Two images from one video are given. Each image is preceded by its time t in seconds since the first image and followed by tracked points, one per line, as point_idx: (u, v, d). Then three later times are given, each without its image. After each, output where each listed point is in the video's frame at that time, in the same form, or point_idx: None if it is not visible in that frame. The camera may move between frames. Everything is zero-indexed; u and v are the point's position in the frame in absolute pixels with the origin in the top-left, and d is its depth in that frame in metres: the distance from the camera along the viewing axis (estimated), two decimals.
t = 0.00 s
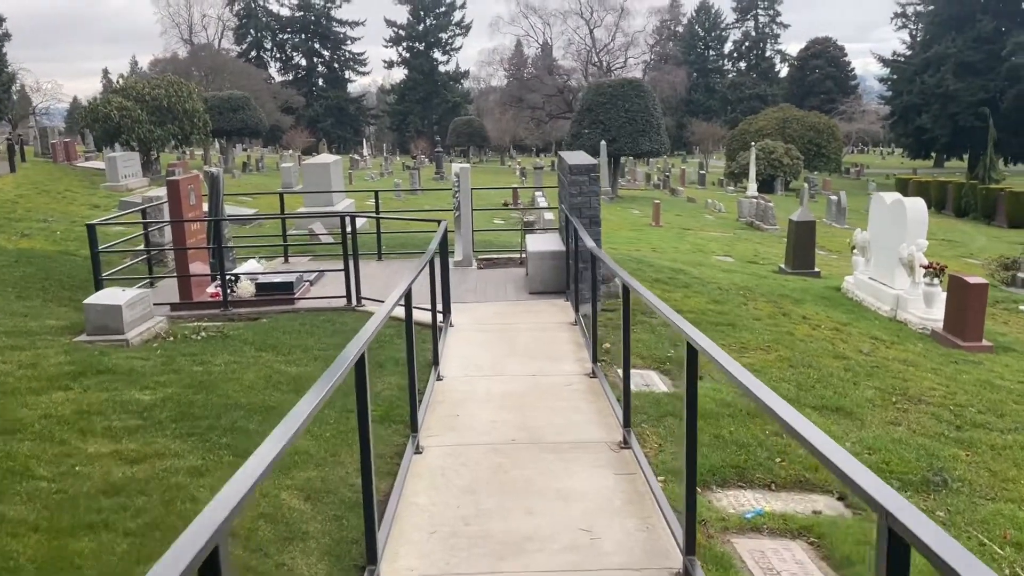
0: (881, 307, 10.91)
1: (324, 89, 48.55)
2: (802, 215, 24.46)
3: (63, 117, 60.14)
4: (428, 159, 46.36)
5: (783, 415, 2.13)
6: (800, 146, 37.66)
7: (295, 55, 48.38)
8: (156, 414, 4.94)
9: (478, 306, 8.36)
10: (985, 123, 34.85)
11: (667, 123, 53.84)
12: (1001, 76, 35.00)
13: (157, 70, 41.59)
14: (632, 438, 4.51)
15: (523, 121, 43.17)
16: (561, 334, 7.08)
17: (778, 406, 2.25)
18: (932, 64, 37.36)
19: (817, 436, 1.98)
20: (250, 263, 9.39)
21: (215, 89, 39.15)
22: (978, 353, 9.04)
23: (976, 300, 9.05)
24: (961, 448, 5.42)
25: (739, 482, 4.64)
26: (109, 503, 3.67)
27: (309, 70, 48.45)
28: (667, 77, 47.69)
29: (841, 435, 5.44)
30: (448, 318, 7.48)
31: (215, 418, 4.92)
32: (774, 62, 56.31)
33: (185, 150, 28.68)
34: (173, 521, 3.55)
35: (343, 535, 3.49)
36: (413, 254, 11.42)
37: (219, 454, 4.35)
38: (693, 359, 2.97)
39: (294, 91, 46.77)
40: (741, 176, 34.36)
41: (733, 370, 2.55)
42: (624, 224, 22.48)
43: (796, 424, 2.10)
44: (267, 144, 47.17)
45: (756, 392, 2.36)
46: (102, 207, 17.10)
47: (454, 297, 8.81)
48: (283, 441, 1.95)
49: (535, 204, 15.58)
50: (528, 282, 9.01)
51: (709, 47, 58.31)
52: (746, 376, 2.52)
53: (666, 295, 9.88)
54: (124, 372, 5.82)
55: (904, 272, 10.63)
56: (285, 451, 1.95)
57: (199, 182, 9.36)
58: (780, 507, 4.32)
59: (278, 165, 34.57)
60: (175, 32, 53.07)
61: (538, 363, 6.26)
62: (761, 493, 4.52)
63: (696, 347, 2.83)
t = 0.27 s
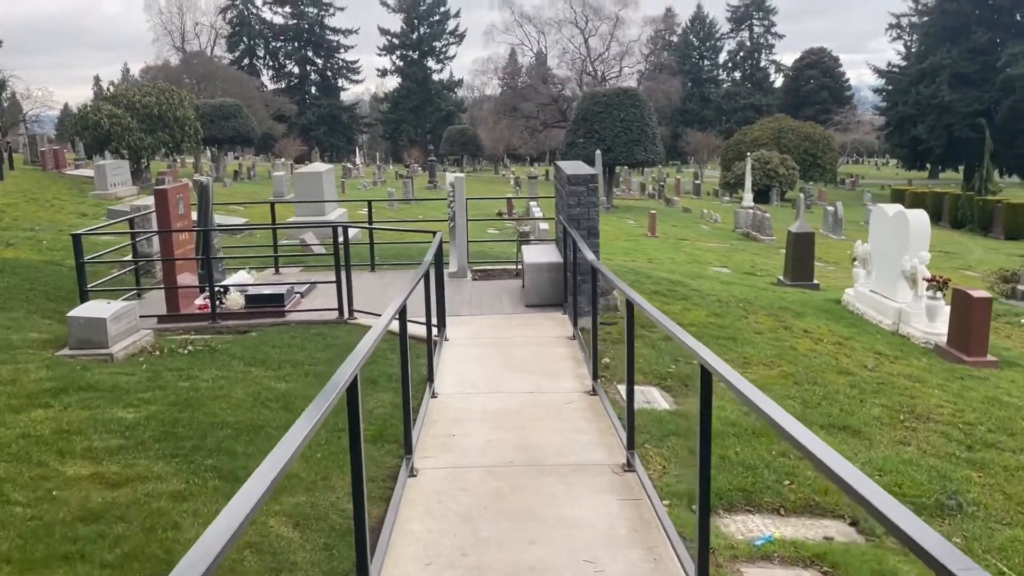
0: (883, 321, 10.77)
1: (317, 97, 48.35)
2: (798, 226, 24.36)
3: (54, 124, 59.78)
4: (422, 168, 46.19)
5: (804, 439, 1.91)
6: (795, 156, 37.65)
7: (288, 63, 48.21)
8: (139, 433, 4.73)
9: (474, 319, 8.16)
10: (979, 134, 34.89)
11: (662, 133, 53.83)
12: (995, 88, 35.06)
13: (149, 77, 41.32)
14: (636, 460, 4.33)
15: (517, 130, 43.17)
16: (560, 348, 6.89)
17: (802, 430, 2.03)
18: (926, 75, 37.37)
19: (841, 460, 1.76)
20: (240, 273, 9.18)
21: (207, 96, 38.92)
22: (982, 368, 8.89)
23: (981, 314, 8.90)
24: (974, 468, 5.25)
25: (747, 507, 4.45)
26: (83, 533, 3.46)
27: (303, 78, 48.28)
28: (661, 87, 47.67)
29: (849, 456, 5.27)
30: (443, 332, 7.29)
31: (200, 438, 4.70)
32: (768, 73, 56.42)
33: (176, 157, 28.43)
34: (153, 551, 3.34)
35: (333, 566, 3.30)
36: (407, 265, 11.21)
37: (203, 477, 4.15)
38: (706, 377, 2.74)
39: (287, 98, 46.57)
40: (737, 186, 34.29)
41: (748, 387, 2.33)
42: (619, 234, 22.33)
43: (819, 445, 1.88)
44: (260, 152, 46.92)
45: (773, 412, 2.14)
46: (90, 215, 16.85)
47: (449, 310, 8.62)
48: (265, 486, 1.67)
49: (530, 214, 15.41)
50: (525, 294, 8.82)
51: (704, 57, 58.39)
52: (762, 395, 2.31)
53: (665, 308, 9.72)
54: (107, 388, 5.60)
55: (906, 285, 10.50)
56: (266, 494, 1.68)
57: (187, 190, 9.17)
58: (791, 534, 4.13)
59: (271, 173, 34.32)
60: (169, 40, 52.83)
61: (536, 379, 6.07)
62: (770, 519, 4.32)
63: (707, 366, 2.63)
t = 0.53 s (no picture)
0: (877, 332, 10.69)
1: (311, 106, 48.25)
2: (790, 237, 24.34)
3: (46, 132, 59.49)
4: (415, 178, 46.09)
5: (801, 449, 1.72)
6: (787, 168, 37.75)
7: (282, 73, 48.14)
8: (117, 448, 4.56)
9: (466, 330, 8.01)
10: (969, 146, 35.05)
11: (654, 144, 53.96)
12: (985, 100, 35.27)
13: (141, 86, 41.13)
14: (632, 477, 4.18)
15: (510, 141, 43.33)
16: (552, 360, 6.74)
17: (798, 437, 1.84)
18: (917, 87, 37.53)
19: (844, 472, 1.57)
20: (228, 282, 9.01)
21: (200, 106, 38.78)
22: (979, 381, 8.79)
23: (977, 326, 8.82)
24: (976, 485, 5.12)
25: (746, 525, 4.30)
26: (51, 556, 3.28)
27: (296, 88, 48.20)
28: (654, 98, 47.79)
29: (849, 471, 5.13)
30: (434, 343, 7.13)
31: (179, 454, 4.53)
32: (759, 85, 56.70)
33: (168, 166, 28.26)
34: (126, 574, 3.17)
35: None
36: (398, 275, 11.07)
37: (181, 494, 3.97)
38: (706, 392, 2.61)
39: (280, 108, 46.47)
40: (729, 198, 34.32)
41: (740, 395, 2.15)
42: (612, 245, 22.26)
43: (815, 456, 1.69)
44: (253, 162, 46.76)
45: (765, 419, 1.95)
46: (79, 224, 16.66)
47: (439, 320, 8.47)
48: (221, 528, 1.41)
49: (523, 223, 15.29)
50: (517, 304, 8.68)
51: (696, 69, 58.63)
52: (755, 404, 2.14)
53: (659, 319, 9.60)
54: (85, 400, 5.42)
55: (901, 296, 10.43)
56: (228, 532, 1.44)
57: (175, 199, 9.00)
58: (791, 554, 3.98)
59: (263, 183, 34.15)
60: (162, 49, 52.73)
61: (528, 391, 5.92)
62: (770, 538, 4.18)
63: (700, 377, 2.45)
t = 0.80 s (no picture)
0: (873, 346, 10.56)
1: (303, 116, 47.97)
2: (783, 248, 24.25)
3: (35, 140, 59.05)
4: (406, 187, 45.86)
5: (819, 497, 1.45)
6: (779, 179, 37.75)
7: (274, 82, 47.93)
8: (85, 472, 4.33)
9: (455, 344, 7.81)
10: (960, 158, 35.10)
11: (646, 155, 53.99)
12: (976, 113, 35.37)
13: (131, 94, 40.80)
14: (625, 502, 3.99)
15: (502, 151, 43.55)
16: (543, 376, 6.55)
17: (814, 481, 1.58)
18: (908, 99, 37.57)
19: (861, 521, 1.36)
20: (211, 294, 8.78)
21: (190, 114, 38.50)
22: (978, 397, 8.64)
23: (975, 341, 8.68)
24: (980, 508, 4.96)
25: (744, 552, 4.11)
26: None
27: (288, 96, 47.98)
28: (646, 109, 47.78)
29: (849, 494, 4.96)
30: (421, 358, 6.93)
31: (151, 477, 4.30)
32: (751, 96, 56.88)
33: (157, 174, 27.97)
34: None
35: None
36: (387, 286, 10.86)
37: (149, 522, 3.76)
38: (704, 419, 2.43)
39: (272, 117, 46.22)
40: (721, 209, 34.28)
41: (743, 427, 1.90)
42: (604, 256, 22.12)
43: (834, 505, 1.43)
44: (244, 171, 46.48)
45: (776, 457, 1.70)
46: (64, 233, 16.38)
47: (428, 334, 8.27)
48: None
49: (514, 234, 15.11)
50: (508, 317, 8.49)
51: (688, 80, 58.74)
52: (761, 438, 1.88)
53: (652, 333, 9.43)
54: (56, 420, 5.19)
55: (898, 310, 10.31)
56: None
57: (157, 208, 8.79)
58: None
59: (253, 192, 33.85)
60: (154, 57, 52.46)
61: (517, 409, 5.73)
62: (769, 567, 3.99)
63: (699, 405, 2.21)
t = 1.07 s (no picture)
0: (869, 358, 10.46)
1: (296, 123, 47.79)
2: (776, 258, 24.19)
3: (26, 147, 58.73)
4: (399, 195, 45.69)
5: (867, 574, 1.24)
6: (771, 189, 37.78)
7: (267, 90, 47.74)
8: (58, 492, 4.14)
9: (444, 356, 7.66)
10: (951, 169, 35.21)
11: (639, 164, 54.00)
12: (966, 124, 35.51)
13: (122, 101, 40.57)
14: (619, 526, 3.83)
15: (495, 160, 43.49)
16: (534, 390, 6.40)
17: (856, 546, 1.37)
18: (899, 110, 37.71)
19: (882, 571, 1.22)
20: (197, 305, 8.61)
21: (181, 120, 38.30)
22: (974, 411, 8.53)
23: (971, 354, 8.57)
24: (984, 528, 4.82)
25: None
26: None
27: (281, 104, 47.77)
28: (639, 118, 47.83)
29: (849, 514, 4.82)
30: (410, 371, 6.78)
31: (126, 499, 4.12)
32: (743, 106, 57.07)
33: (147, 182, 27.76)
34: None
35: None
36: (377, 296, 10.70)
37: (121, 547, 3.58)
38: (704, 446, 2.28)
39: (264, 124, 46.03)
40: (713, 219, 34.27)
41: (765, 472, 1.70)
42: (597, 265, 22.00)
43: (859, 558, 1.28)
44: (236, 178, 46.23)
45: (786, 497, 1.55)
46: (51, 241, 16.17)
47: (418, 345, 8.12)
48: None
49: (507, 243, 14.98)
50: (500, 329, 8.34)
51: (681, 90, 58.90)
52: (784, 483, 1.68)
53: (645, 344, 9.29)
54: (31, 436, 5.01)
55: (894, 322, 10.21)
56: None
57: (142, 216, 8.65)
58: None
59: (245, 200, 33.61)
60: (146, 64, 52.25)
61: (508, 425, 5.58)
62: None
63: (713, 442, 2.01)
